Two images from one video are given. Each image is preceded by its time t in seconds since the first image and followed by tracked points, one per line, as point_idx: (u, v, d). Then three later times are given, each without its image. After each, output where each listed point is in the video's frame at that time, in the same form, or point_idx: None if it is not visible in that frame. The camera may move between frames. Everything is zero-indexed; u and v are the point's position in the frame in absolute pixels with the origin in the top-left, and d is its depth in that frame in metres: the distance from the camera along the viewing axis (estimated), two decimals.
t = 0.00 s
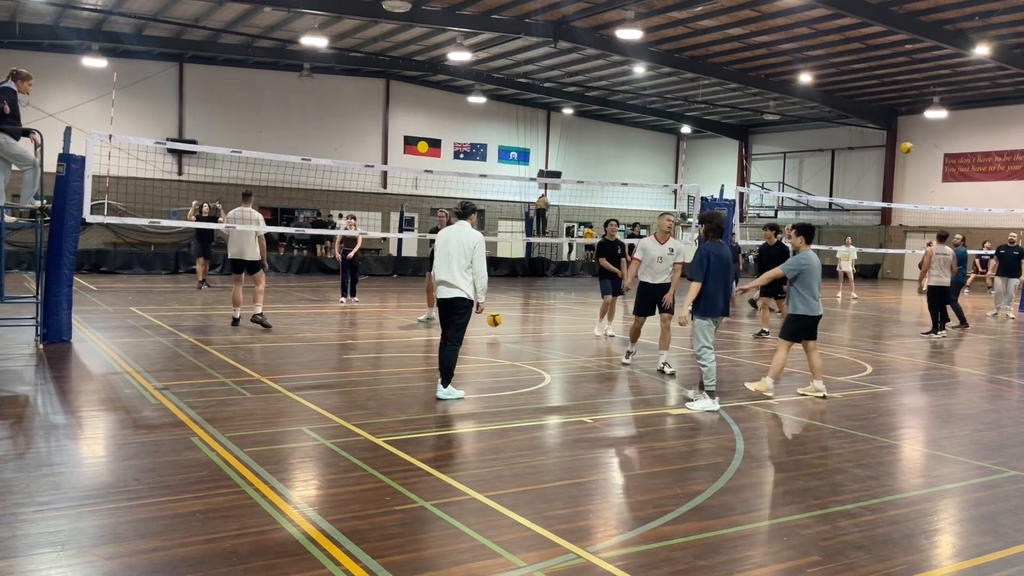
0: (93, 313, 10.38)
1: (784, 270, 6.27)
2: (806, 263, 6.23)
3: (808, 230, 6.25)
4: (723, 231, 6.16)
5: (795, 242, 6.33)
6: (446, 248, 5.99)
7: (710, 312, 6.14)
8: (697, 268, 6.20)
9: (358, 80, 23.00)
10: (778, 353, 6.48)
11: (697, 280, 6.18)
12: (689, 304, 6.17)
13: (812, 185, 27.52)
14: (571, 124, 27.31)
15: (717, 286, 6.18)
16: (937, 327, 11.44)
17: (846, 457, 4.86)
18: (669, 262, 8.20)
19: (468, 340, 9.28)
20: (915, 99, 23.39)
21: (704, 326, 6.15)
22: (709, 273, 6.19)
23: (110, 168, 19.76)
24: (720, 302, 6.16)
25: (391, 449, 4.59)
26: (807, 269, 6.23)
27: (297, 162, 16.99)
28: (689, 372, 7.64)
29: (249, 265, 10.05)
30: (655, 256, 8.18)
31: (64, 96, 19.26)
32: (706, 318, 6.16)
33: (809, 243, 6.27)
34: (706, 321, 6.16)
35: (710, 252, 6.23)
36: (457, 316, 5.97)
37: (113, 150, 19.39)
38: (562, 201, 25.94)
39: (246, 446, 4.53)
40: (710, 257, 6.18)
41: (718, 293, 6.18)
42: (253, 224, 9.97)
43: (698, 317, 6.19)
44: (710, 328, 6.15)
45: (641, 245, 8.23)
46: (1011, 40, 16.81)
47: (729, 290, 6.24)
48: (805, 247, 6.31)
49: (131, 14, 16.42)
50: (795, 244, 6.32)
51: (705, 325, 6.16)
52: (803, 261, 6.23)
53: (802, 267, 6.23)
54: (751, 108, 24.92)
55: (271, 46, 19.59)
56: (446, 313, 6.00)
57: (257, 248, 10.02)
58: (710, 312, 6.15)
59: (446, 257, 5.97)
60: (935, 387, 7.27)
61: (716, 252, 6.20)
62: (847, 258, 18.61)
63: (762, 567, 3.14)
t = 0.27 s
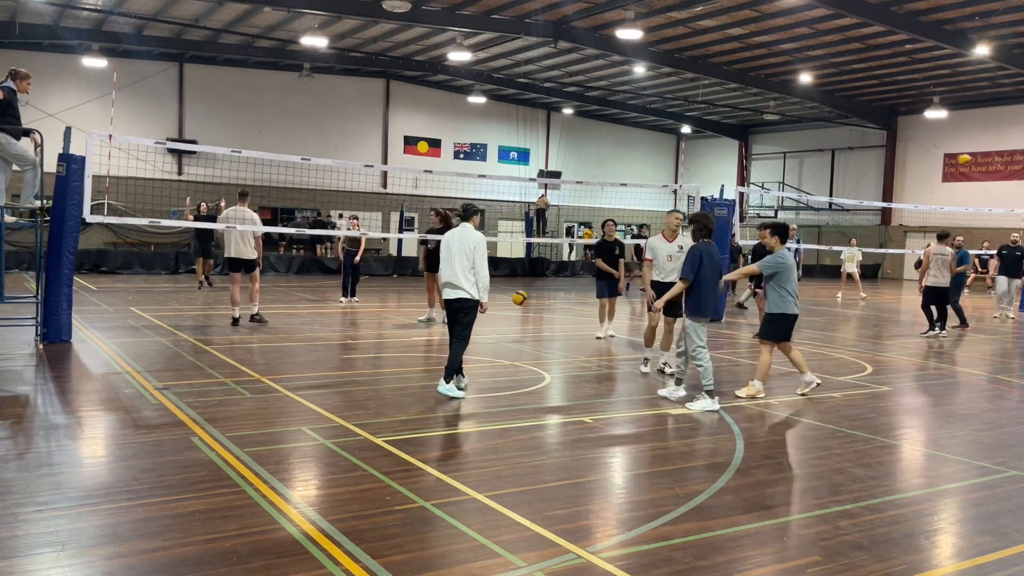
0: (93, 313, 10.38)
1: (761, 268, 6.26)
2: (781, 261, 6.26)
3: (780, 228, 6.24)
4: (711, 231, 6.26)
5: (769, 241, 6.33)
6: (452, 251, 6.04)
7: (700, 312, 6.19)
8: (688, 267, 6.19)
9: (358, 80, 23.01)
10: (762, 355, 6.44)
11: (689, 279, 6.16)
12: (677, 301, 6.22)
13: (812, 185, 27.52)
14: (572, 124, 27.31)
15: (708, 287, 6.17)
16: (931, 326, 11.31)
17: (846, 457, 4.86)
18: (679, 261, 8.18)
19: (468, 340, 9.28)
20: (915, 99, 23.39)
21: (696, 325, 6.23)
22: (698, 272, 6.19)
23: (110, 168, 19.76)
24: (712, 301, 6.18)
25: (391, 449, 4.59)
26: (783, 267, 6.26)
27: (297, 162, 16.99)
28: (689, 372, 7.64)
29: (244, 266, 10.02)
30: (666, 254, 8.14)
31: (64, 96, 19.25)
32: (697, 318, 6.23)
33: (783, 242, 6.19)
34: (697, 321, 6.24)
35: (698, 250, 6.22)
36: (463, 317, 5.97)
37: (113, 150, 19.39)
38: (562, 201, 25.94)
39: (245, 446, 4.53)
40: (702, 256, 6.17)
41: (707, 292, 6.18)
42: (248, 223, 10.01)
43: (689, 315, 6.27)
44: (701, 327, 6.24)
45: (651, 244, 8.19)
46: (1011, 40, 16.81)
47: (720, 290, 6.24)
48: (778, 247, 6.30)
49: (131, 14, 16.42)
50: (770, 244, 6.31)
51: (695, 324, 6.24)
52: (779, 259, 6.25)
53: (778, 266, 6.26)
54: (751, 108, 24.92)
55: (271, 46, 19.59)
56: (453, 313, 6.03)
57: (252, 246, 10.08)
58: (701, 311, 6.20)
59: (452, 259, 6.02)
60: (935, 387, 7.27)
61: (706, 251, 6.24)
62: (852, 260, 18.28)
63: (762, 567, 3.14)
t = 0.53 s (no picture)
0: (93, 313, 10.39)
1: (751, 274, 6.22)
2: (761, 259, 6.27)
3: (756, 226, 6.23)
4: (695, 231, 6.26)
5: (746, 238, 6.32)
6: (458, 248, 6.16)
7: (682, 310, 6.18)
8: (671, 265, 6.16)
9: (358, 80, 23.01)
10: (753, 354, 6.46)
11: (673, 278, 6.12)
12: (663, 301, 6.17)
13: (812, 185, 27.53)
14: (572, 124, 27.32)
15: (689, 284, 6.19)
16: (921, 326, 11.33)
17: (846, 457, 4.86)
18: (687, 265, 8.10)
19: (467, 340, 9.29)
20: (915, 99, 23.40)
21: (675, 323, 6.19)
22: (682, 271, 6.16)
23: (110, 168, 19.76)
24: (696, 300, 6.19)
25: (391, 449, 4.59)
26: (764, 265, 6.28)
27: (297, 162, 17.00)
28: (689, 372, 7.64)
29: (238, 266, 10.07)
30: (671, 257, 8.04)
31: (64, 96, 19.26)
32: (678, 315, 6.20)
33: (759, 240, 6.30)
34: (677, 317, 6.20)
35: (682, 249, 6.18)
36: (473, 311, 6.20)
37: (113, 150, 19.39)
38: (562, 201, 25.95)
39: (245, 446, 4.52)
40: (686, 253, 6.15)
41: (692, 292, 6.17)
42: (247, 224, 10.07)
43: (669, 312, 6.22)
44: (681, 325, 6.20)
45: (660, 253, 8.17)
46: (1011, 40, 16.81)
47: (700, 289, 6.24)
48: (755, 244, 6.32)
49: (131, 14, 16.42)
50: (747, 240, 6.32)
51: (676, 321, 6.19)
52: (759, 259, 6.24)
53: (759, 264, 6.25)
54: (751, 108, 24.92)
55: (271, 46, 19.59)
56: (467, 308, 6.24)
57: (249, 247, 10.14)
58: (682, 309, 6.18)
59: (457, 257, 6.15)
60: (935, 387, 7.26)
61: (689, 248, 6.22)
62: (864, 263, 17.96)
63: (762, 567, 3.14)
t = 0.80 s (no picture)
0: (93, 313, 10.38)
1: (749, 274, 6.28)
2: (750, 259, 6.34)
3: (743, 223, 6.29)
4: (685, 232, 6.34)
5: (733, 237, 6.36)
6: (467, 249, 6.24)
7: (669, 307, 6.16)
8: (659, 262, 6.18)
9: (358, 80, 23.01)
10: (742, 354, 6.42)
11: (662, 276, 6.15)
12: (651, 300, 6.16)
13: (812, 185, 27.52)
14: (571, 124, 27.32)
15: (677, 283, 6.19)
16: (918, 327, 11.38)
17: (847, 457, 4.86)
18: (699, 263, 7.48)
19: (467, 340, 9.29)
20: (915, 99, 23.40)
21: (660, 320, 6.19)
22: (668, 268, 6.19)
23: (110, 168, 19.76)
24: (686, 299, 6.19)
25: (391, 449, 4.58)
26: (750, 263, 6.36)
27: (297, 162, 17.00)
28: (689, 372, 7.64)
29: (238, 264, 10.09)
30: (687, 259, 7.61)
31: (64, 95, 19.25)
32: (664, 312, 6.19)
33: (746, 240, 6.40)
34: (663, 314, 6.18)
35: (670, 247, 6.20)
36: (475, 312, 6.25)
37: (113, 150, 19.39)
38: (562, 201, 25.94)
39: (245, 446, 4.52)
40: (676, 252, 6.17)
41: (680, 289, 6.19)
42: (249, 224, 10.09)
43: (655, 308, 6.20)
44: (665, 322, 6.19)
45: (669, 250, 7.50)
46: (1011, 40, 16.81)
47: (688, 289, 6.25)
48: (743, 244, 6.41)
49: (131, 14, 16.42)
50: (735, 238, 6.36)
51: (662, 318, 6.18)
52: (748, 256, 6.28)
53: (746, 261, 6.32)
54: (751, 108, 24.92)
55: (271, 46, 19.59)
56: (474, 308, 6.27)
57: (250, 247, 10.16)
58: (668, 306, 6.16)
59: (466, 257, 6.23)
60: (935, 387, 7.26)
61: (678, 248, 6.23)
62: (870, 263, 17.92)
63: (762, 567, 3.14)
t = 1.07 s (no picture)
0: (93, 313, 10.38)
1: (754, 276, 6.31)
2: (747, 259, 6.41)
3: (740, 224, 6.26)
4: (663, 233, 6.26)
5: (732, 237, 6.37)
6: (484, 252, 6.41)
7: (648, 309, 6.11)
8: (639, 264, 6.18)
9: (358, 80, 23.00)
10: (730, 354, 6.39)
11: (636, 282, 6.15)
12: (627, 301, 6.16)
13: (812, 185, 27.52)
14: (572, 124, 27.32)
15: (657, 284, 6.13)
16: (919, 326, 11.38)
17: (847, 457, 4.85)
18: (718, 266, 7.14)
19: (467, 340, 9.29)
20: (915, 99, 23.40)
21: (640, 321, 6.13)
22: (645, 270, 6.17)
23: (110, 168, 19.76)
24: (666, 299, 6.12)
25: (391, 449, 4.58)
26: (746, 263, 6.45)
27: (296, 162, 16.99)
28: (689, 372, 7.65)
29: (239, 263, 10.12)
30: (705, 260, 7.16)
31: (64, 95, 19.26)
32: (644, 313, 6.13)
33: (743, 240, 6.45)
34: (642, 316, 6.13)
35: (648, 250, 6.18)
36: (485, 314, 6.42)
37: (113, 150, 19.39)
38: (561, 201, 25.94)
39: (245, 446, 4.52)
40: (652, 254, 6.15)
41: (660, 291, 6.12)
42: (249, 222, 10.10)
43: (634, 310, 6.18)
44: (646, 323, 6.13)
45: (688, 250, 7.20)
46: (1011, 40, 16.81)
47: (672, 291, 6.17)
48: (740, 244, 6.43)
49: (131, 14, 16.42)
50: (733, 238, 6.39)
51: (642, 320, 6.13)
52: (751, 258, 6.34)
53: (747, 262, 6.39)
54: (751, 108, 24.92)
55: (271, 46, 19.59)
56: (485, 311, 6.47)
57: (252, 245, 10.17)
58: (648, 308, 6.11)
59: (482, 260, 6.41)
60: (935, 387, 7.26)
61: (658, 249, 6.20)
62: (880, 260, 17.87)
63: (762, 568, 3.14)
